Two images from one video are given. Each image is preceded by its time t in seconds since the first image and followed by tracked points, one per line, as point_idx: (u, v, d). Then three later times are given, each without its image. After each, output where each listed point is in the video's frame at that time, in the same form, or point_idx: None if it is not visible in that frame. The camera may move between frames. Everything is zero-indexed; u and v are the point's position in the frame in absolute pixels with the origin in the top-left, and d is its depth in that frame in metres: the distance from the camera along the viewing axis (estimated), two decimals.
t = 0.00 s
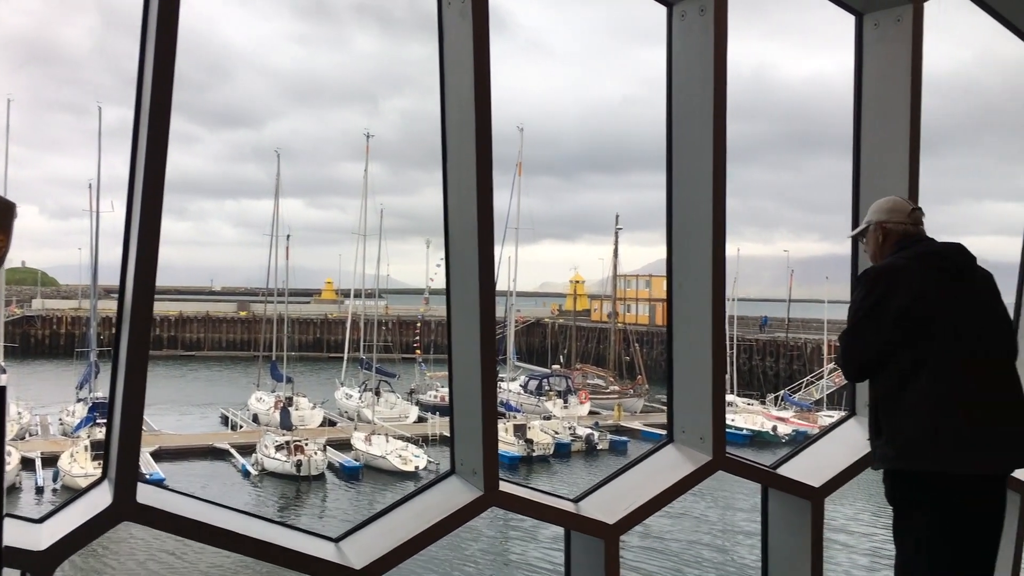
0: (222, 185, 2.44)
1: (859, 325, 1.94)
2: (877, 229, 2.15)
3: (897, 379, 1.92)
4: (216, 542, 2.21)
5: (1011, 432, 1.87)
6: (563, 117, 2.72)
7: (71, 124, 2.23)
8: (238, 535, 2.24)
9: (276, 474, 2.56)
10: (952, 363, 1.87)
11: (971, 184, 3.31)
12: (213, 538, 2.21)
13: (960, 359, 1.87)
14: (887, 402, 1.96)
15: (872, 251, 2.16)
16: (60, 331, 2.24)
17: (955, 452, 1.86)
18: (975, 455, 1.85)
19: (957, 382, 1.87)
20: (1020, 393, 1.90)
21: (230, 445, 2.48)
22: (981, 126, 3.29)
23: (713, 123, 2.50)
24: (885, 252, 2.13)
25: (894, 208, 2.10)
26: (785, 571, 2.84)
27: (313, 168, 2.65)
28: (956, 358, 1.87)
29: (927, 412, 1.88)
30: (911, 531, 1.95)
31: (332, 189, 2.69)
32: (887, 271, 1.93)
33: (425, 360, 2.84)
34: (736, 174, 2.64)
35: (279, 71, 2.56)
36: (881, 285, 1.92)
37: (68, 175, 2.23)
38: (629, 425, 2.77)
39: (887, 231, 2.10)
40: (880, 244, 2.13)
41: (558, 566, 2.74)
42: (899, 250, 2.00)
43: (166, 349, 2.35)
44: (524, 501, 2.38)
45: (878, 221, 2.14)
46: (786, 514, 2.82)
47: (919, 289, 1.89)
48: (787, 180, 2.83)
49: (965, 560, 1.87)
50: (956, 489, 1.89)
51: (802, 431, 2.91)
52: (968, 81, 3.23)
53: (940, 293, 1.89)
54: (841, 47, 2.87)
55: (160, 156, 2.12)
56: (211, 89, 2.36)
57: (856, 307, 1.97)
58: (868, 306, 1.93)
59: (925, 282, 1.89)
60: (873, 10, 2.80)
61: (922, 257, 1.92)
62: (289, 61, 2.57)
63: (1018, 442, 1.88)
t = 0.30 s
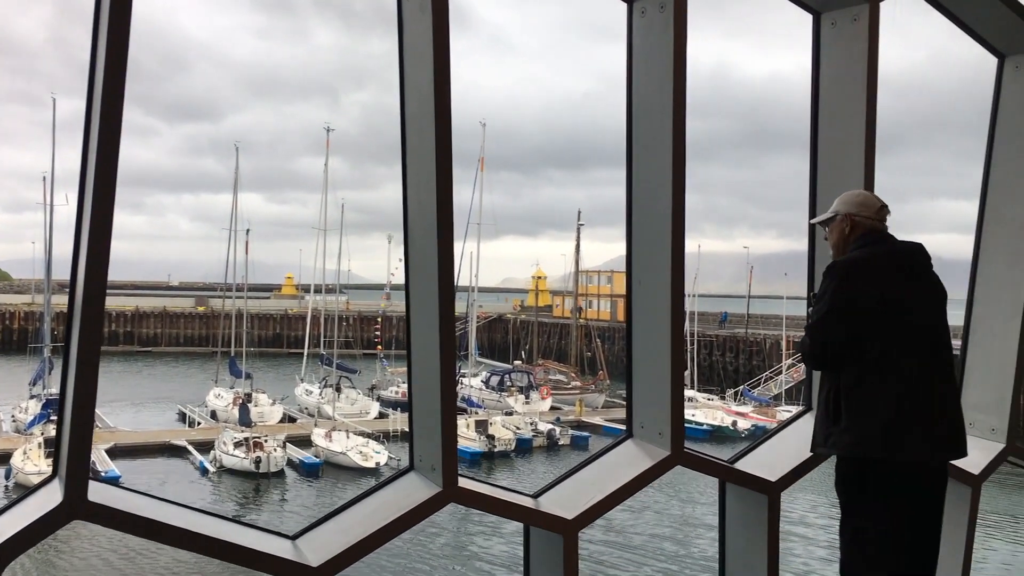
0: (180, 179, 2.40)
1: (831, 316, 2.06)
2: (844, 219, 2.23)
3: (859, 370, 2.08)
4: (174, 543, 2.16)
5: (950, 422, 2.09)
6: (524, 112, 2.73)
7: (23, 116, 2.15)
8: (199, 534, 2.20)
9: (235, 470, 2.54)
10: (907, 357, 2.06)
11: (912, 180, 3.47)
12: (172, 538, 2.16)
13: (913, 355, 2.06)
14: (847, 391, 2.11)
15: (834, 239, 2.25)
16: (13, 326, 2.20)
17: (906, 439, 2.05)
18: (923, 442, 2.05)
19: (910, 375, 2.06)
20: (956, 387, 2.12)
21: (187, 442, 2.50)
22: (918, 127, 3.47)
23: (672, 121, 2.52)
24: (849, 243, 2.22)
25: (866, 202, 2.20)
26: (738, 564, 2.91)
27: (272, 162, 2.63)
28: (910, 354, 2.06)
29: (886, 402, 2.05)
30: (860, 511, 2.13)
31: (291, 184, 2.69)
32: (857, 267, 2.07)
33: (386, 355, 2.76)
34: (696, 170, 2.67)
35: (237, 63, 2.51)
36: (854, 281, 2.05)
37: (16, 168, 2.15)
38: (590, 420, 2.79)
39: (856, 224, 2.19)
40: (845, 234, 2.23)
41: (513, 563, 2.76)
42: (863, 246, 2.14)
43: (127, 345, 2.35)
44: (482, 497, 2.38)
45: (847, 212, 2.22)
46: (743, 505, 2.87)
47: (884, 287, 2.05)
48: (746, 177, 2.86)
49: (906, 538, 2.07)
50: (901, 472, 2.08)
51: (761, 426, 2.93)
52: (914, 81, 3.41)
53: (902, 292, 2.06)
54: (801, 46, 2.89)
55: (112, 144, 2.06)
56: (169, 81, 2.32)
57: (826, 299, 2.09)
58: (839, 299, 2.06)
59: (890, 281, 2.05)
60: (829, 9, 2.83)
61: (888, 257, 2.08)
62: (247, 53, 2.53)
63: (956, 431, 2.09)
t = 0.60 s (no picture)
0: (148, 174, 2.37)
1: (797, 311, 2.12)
2: (810, 212, 2.27)
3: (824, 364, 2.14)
4: (145, 543, 2.14)
5: (909, 414, 2.17)
6: (499, 108, 2.69)
7: None
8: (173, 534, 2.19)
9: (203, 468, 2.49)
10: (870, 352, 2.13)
11: (879, 179, 3.55)
12: (143, 538, 2.14)
13: (875, 349, 2.13)
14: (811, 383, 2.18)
15: (799, 231, 2.29)
16: None
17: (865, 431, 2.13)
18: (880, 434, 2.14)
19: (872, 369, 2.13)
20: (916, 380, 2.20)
21: (156, 439, 2.43)
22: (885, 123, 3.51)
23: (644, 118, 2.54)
24: (814, 235, 2.26)
25: (833, 196, 2.24)
26: (709, 559, 2.93)
27: (243, 158, 2.60)
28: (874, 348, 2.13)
29: (844, 395, 2.13)
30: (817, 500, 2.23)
31: (262, 178, 2.63)
32: (821, 264, 2.13)
33: (359, 351, 2.80)
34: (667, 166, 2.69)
35: (207, 58, 2.48)
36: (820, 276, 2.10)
37: None
38: (563, 416, 2.81)
39: (822, 217, 2.24)
40: (811, 227, 2.27)
41: (486, 559, 2.73)
42: (829, 241, 2.18)
43: (95, 342, 2.31)
44: (453, 493, 2.38)
45: (813, 205, 2.26)
46: (713, 501, 2.91)
47: (849, 283, 2.11)
48: (718, 173, 2.88)
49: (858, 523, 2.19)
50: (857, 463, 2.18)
51: (733, 421, 2.97)
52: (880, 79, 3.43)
53: (866, 288, 2.12)
54: (771, 44, 2.91)
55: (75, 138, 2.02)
56: (136, 76, 2.30)
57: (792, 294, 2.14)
58: (804, 295, 2.12)
59: (855, 277, 2.11)
60: (799, 7, 2.87)
61: (853, 253, 2.14)
62: (218, 47, 2.50)
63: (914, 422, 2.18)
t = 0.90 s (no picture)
0: (124, 170, 2.33)
1: (749, 302, 2.34)
2: (771, 210, 2.49)
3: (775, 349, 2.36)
4: (125, 543, 2.13)
5: (867, 396, 2.35)
6: (477, 105, 2.68)
7: None
8: (154, 535, 2.18)
9: (182, 466, 2.47)
10: (822, 339, 2.32)
11: (859, 177, 3.54)
12: (122, 539, 2.12)
13: (828, 336, 2.32)
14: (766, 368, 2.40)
15: (762, 228, 2.51)
16: None
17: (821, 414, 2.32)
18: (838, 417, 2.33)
19: (823, 354, 2.33)
20: (874, 364, 2.38)
21: (134, 438, 2.38)
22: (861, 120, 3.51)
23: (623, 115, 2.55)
24: (775, 231, 2.48)
25: (792, 194, 2.45)
26: (686, 555, 2.96)
27: (219, 154, 2.55)
28: (826, 335, 2.31)
29: (798, 380, 2.35)
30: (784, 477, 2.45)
31: (238, 174, 2.60)
32: (774, 262, 2.33)
33: (339, 349, 2.79)
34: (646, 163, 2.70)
35: (184, 53, 2.45)
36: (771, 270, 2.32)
37: None
38: (543, 413, 2.82)
39: (782, 214, 2.46)
40: (772, 223, 2.48)
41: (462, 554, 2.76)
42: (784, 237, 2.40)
43: (75, 341, 2.29)
44: (430, 490, 2.37)
45: (773, 203, 2.47)
46: (692, 498, 2.93)
47: (800, 275, 2.32)
48: (696, 170, 2.89)
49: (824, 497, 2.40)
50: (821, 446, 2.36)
51: (712, 417, 2.98)
52: (857, 75, 3.45)
53: (818, 279, 2.31)
54: (748, 42, 2.92)
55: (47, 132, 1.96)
56: (111, 71, 2.28)
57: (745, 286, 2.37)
58: (757, 289, 2.33)
59: (806, 270, 2.32)
60: (776, 4, 2.89)
61: (805, 248, 2.34)
62: (194, 43, 2.46)
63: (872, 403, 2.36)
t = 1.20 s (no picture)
0: (99, 169, 2.30)
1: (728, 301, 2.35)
2: (747, 208, 2.51)
3: (752, 347, 2.39)
4: (98, 546, 2.12)
5: (836, 393, 2.42)
6: (457, 104, 2.66)
7: None
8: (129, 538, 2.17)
9: (160, 467, 2.45)
10: (797, 336, 2.37)
11: (834, 177, 3.58)
12: (95, 542, 2.11)
13: (803, 334, 2.37)
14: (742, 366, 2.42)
15: (739, 226, 2.53)
16: None
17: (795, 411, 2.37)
18: (810, 414, 2.38)
19: (797, 351, 2.38)
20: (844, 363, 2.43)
21: (111, 439, 2.35)
22: (836, 120, 3.55)
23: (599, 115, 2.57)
24: (751, 230, 2.51)
25: (769, 193, 2.48)
26: (663, 554, 2.98)
27: (196, 152, 2.50)
28: (802, 334, 2.36)
29: (773, 377, 2.39)
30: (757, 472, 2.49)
31: (216, 173, 2.55)
32: (752, 260, 2.36)
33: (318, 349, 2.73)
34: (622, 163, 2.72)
35: (160, 51, 2.41)
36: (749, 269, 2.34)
37: None
38: (523, 412, 2.81)
39: (758, 213, 2.48)
40: (748, 222, 2.51)
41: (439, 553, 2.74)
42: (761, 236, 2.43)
43: (49, 341, 2.26)
44: (407, 491, 2.38)
45: (750, 202, 2.49)
46: (669, 497, 2.95)
47: (777, 275, 2.35)
48: (674, 169, 2.90)
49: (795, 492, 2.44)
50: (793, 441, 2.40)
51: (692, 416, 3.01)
52: (833, 76, 3.49)
53: (793, 279, 2.36)
54: (726, 41, 2.94)
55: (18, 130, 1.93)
56: (85, 69, 2.25)
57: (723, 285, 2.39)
58: (736, 286, 2.35)
59: (783, 268, 2.35)
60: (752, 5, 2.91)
61: (782, 248, 2.37)
62: (171, 41, 2.42)
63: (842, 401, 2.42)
